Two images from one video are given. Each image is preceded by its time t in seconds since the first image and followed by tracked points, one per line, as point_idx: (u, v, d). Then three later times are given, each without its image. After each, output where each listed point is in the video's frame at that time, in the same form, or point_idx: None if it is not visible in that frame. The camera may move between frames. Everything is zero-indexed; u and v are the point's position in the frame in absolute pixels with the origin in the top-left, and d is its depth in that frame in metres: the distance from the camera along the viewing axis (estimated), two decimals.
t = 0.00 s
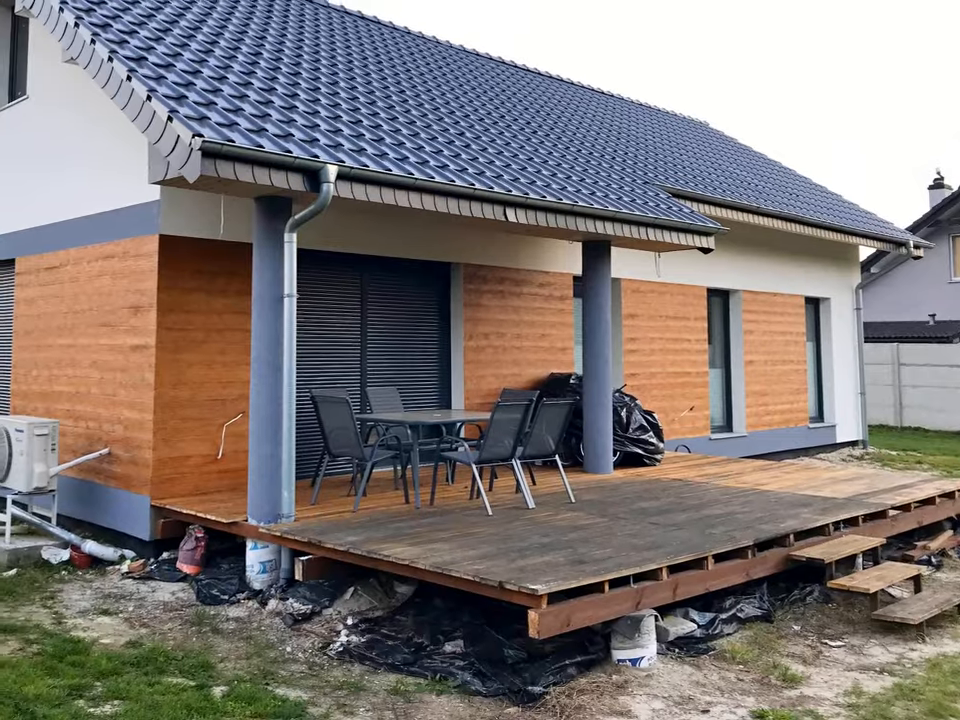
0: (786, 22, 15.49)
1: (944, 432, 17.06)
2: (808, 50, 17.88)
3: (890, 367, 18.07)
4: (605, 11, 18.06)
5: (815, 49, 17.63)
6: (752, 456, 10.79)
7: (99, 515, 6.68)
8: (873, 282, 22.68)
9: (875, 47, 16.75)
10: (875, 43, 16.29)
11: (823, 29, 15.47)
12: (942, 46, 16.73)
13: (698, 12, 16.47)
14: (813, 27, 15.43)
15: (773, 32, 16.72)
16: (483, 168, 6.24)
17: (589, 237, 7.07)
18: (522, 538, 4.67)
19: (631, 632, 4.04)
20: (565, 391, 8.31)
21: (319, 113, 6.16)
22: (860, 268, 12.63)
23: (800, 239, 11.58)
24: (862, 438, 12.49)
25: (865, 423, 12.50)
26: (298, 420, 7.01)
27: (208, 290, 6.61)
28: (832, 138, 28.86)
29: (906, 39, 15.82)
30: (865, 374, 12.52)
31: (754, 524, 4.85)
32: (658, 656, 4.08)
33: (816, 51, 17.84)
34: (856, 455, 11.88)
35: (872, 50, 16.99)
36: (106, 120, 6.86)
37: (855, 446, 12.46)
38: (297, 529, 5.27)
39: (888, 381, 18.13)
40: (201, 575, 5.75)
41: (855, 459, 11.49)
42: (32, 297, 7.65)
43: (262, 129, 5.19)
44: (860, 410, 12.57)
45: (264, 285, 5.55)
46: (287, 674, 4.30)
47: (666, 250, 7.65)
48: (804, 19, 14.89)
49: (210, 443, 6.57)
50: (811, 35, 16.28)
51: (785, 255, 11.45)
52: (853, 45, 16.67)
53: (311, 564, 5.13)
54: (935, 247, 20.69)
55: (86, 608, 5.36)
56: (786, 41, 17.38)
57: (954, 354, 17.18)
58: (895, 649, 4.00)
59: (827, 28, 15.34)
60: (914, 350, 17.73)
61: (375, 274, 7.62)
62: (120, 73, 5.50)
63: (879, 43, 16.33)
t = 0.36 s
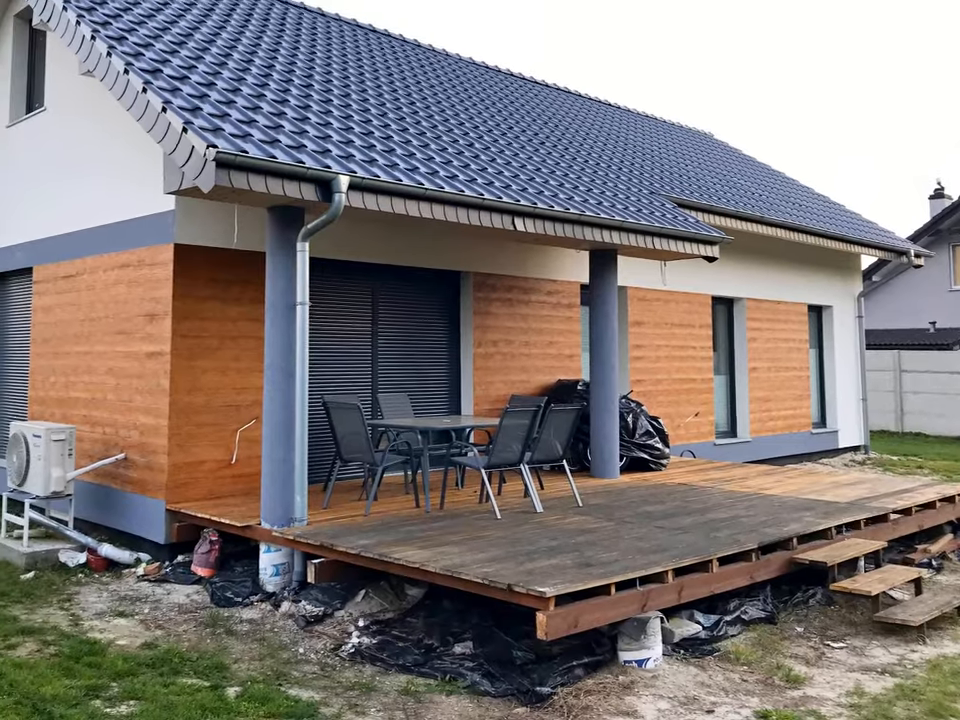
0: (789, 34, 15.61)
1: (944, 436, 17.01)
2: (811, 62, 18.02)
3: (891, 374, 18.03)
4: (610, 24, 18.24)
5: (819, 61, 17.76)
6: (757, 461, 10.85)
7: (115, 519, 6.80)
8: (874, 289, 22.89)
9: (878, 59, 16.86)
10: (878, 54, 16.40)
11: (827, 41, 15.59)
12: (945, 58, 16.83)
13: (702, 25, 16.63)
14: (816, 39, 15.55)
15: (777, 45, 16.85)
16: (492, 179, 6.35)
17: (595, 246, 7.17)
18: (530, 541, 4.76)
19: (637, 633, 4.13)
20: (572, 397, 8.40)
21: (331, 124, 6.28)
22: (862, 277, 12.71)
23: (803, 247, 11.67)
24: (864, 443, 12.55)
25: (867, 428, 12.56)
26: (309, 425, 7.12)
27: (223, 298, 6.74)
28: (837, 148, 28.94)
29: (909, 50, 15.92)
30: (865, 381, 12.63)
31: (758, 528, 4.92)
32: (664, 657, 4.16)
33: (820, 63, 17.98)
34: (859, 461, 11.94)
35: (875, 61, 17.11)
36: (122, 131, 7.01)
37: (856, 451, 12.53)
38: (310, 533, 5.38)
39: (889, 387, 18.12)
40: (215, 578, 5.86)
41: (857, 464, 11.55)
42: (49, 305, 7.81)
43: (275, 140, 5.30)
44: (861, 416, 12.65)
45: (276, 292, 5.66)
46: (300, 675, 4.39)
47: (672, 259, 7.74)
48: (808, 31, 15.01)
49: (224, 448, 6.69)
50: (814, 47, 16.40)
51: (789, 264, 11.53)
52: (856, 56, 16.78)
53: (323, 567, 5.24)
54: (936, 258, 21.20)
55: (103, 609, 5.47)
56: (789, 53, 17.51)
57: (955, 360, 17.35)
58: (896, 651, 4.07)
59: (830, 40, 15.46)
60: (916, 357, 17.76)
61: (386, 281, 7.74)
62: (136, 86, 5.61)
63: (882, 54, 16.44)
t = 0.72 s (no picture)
0: (793, 46, 15.75)
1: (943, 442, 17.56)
2: (815, 74, 18.19)
3: (892, 380, 18.60)
4: (616, 38, 18.46)
5: (823, 72, 17.94)
6: (762, 467, 10.93)
7: (131, 523, 6.93)
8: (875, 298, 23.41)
9: (881, 70, 17.02)
10: (881, 66, 16.54)
11: (831, 53, 15.72)
12: (948, 69, 16.98)
13: (707, 39, 16.80)
14: (820, 50, 15.67)
15: (781, 57, 17.01)
16: (500, 189, 6.47)
17: (602, 255, 7.27)
18: (538, 545, 4.84)
19: (644, 635, 4.21)
20: (580, 403, 8.50)
21: (343, 135, 6.41)
22: (864, 286, 12.83)
23: (806, 256, 11.76)
24: (866, 448, 12.64)
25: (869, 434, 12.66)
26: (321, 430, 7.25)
27: (237, 306, 6.88)
28: (839, 162, 29.34)
29: (912, 61, 16.05)
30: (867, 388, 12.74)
31: (762, 532, 5.00)
32: (669, 658, 4.24)
33: (823, 75, 18.16)
34: (861, 466, 12.03)
35: (879, 73, 17.27)
36: (138, 142, 7.16)
37: (858, 456, 12.64)
38: (322, 536, 5.48)
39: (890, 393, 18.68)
40: (229, 580, 5.98)
41: (859, 469, 11.64)
42: (67, 313, 7.96)
43: (287, 151, 5.41)
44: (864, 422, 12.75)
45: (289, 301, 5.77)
46: (313, 675, 4.48)
47: (677, 267, 7.85)
48: (812, 43, 15.14)
49: (238, 453, 6.83)
50: (818, 59, 16.55)
51: (792, 273, 11.63)
52: (859, 68, 16.94)
53: (336, 570, 5.34)
54: (937, 266, 21.49)
55: (119, 612, 5.59)
56: (793, 66, 17.68)
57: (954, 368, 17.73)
58: (897, 652, 4.14)
59: (834, 52, 15.60)
60: (916, 364, 18.28)
61: (397, 289, 7.86)
62: (152, 98, 5.73)
63: (885, 66, 16.59)
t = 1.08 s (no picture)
0: (798, 58, 15.86)
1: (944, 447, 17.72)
2: (820, 85, 18.33)
3: (894, 387, 18.89)
4: (622, 50, 18.64)
5: (827, 84, 18.07)
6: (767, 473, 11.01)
7: (147, 527, 7.07)
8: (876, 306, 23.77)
9: (885, 81, 17.13)
10: (885, 76, 16.64)
11: (835, 64, 15.81)
12: (953, 79, 17.07)
13: (711, 51, 16.95)
14: (825, 61, 15.77)
15: (785, 68, 17.13)
16: (509, 200, 6.59)
17: (609, 264, 7.37)
18: (546, 549, 4.93)
19: (650, 637, 4.30)
20: (587, 409, 8.62)
21: (354, 147, 6.54)
22: (865, 294, 12.96)
23: (810, 264, 11.85)
24: (868, 454, 12.77)
25: (871, 439, 12.78)
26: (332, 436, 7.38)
27: (251, 314, 7.01)
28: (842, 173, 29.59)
29: (916, 71, 16.14)
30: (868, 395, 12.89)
31: (766, 535, 5.07)
32: (675, 659, 4.32)
33: (828, 86, 18.29)
34: (864, 471, 12.14)
35: (883, 84, 17.39)
36: (153, 154, 7.31)
37: (860, 461, 12.76)
38: (334, 540, 5.59)
39: (891, 400, 18.89)
40: (243, 583, 6.10)
41: (861, 474, 11.74)
42: (84, 321, 8.12)
43: (301, 162, 5.53)
44: (866, 428, 12.88)
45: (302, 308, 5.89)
46: (325, 676, 4.58)
47: (683, 276, 7.95)
48: (816, 54, 15.24)
49: (252, 459, 6.96)
50: (822, 70, 16.66)
51: (796, 282, 11.74)
52: (864, 79, 17.04)
53: (348, 573, 5.45)
54: (937, 274, 22.08)
55: (135, 614, 5.71)
56: (798, 77, 17.81)
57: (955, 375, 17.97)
58: (899, 653, 4.22)
59: (838, 63, 15.70)
60: (916, 371, 18.56)
61: (407, 297, 7.97)
62: (168, 110, 5.84)
63: (889, 77, 16.68)
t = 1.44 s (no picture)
0: (801, 69, 16.02)
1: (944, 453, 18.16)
2: (823, 97, 18.53)
3: (895, 393, 19.17)
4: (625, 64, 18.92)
5: (830, 95, 18.26)
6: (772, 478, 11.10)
7: (163, 531, 7.20)
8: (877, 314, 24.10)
9: (888, 92, 17.29)
10: (888, 87, 16.80)
11: (838, 75, 15.96)
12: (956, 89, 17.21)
13: (715, 64, 17.15)
14: (828, 72, 15.91)
15: (789, 80, 17.31)
16: (517, 210, 6.71)
17: (615, 272, 7.47)
18: (554, 552, 5.02)
19: (655, 638, 4.39)
20: (594, 415, 8.75)
21: (365, 158, 6.66)
22: (867, 302, 13.09)
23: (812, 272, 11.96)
24: (870, 459, 12.90)
25: (873, 445, 12.90)
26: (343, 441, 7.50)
27: (265, 321, 7.14)
28: (846, 184, 29.83)
29: (919, 80, 16.26)
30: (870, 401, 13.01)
31: (770, 539, 5.15)
32: (680, 660, 4.41)
33: (831, 98, 18.49)
34: (866, 476, 12.25)
35: (885, 95, 17.56)
36: (168, 164, 7.46)
37: (862, 466, 12.89)
38: (346, 543, 5.70)
39: (893, 406, 19.25)
40: (257, 585, 6.21)
41: (863, 479, 11.86)
42: (101, 329, 8.28)
43: (313, 173, 5.64)
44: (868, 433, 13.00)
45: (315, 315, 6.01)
46: (338, 677, 4.67)
47: (689, 284, 8.05)
48: (820, 65, 15.38)
49: (266, 464, 7.09)
50: (825, 82, 16.83)
51: (799, 290, 11.85)
52: (867, 90, 17.20)
53: (359, 575, 5.56)
54: (937, 282, 22.50)
55: (151, 616, 5.83)
56: (801, 89, 18.01)
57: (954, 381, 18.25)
58: (900, 654, 4.30)
59: (841, 74, 15.84)
60: (917, 377, 18.88)
61: (417, 305, 8.08)
62: (183, 121, 5.95)
63: (892, 87, 16.83)
